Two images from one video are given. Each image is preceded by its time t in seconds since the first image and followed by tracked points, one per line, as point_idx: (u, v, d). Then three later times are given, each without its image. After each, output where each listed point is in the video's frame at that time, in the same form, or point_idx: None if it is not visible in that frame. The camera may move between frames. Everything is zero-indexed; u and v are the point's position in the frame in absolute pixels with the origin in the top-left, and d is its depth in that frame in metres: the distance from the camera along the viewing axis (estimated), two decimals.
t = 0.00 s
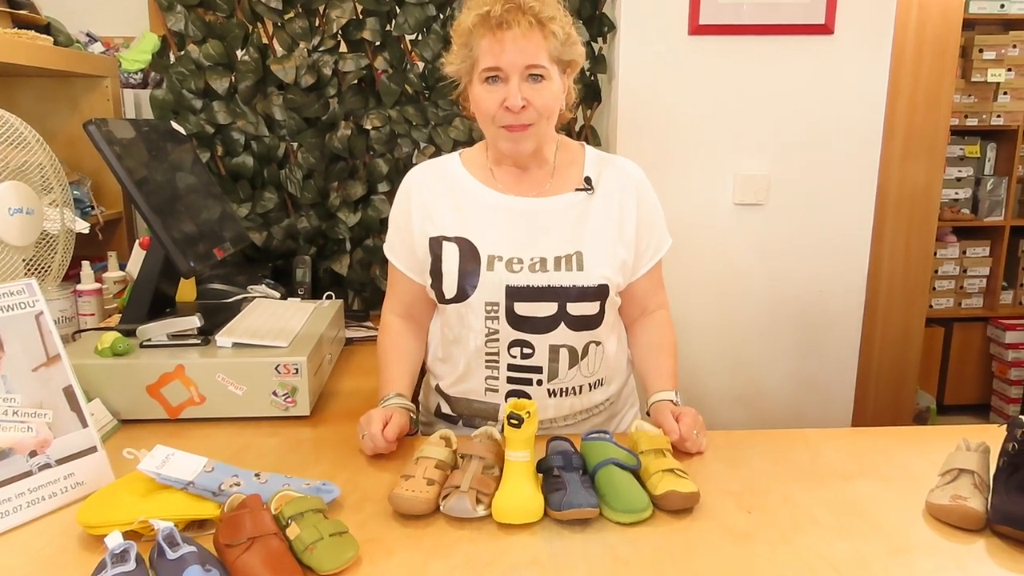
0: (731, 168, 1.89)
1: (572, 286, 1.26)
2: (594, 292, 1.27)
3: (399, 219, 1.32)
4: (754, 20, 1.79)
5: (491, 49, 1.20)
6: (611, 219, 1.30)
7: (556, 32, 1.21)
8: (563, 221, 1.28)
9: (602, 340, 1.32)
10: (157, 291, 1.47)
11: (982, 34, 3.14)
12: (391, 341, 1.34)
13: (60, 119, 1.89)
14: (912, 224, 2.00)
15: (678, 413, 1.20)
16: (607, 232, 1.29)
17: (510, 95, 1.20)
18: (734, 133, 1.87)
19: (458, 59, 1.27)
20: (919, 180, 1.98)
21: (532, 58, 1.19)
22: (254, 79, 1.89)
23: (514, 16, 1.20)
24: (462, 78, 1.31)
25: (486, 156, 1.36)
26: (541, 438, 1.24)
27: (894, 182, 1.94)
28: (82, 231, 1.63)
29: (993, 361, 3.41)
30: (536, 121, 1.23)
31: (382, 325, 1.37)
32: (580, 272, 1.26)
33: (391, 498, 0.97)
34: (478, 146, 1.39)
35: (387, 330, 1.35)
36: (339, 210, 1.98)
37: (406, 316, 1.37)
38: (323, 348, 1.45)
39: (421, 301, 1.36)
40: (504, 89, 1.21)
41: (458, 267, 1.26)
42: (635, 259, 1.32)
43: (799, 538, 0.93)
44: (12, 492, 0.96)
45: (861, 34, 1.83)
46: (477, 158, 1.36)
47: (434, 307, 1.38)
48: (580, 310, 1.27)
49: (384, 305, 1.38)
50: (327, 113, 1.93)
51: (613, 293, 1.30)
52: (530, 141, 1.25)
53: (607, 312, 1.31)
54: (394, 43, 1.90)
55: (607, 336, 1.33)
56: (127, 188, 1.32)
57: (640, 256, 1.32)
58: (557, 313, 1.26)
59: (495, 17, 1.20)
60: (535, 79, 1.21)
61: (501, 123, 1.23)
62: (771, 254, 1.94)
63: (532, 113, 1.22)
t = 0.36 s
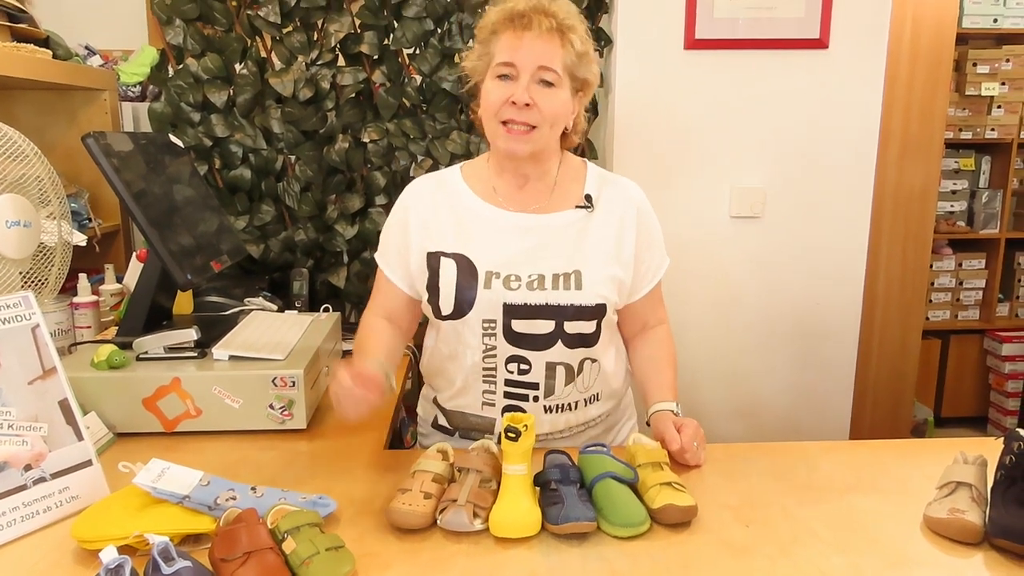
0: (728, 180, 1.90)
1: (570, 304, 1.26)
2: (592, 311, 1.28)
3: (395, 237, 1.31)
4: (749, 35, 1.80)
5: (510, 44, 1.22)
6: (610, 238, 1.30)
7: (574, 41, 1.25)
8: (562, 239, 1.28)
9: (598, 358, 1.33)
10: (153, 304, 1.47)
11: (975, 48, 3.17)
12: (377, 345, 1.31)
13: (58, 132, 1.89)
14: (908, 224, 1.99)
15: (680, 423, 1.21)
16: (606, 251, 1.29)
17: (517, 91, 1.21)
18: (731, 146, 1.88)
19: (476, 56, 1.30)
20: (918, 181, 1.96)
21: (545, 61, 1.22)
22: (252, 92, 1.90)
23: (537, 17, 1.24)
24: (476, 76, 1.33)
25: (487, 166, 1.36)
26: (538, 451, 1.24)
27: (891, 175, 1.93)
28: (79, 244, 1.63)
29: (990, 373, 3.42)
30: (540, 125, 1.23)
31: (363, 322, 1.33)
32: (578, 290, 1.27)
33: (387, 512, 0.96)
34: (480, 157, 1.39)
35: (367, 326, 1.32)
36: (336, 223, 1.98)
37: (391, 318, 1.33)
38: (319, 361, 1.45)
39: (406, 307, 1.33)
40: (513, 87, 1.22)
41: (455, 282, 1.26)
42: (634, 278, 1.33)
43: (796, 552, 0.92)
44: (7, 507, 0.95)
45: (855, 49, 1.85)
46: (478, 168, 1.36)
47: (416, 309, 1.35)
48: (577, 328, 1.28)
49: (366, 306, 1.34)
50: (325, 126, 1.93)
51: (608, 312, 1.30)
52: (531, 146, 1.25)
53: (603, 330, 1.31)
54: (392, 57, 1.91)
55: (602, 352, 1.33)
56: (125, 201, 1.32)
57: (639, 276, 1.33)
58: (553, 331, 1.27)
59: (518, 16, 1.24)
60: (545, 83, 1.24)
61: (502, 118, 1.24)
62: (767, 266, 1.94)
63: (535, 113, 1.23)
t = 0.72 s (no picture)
0: (725, 192, 1.90)
1: (587, 331, 1.26)
2: (602, 338, 1.28)
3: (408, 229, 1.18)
4: (746, 47, 1.81)
5: (564, 71, 1.21)
6: (625, 267, 1.31)
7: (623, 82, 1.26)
8: (580, 264, 1.28)
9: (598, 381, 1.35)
10: (151, 315, 1.47)
11: (970, 61, 3.19)
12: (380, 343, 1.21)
13: (57, 143, 1.89)
14: (907, 230, 1.98)
15: (679, 432, 1.21)
16: (621, 278, 1.30)
17: (562, 119, 1.20)
18: (728, 157, 1.88)
19: (523, 68, 1.28)
20: (914, 189, 1.95)
21: (596, 95, 1.21)
22: (251, 104, 1.90)
23: (598, 51, 1.24)
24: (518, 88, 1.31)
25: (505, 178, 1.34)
26: (535, 463, 1.23)
27: (889, 180, 1.93)
28: (77, 255, 1.63)
29: (988, 384, 3.41)
30: (576, 157, 1.22)
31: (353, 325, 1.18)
32: (595, 317, 1.26)
33: (385, 524, 0.96)
34: (501, 168, 1.36)
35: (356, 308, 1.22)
36: (334, 234, 1.98)
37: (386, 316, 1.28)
38: (317, 373, 1.45)
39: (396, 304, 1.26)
40: (560, 113, 1.21)
41: (475, 299, 1.24)
42: (640, 305, 1.35)
43: (795, 564, 0.92)
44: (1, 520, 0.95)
45: (851, 61, 1.86)
46: (497, 178, 1.34)
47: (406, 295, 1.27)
48: (589, 354, 1.28)
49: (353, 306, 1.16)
50: (324, 137, 1.94)
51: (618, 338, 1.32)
52: (561, 173, 1.23)
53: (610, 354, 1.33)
54: (390, 69, 1.92)
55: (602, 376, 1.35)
56: (123, 213, 1.32)
57: (643, 303, 1.36)
58: (567, 354, 1.26)
59: (581, 45, 1.24)
60: (590, 116, 1.22)
61: (541, 143, 1.22)
62: (765, 277, 1.95)
63: (576, 147, 1.21)
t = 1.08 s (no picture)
0: (724, 196, 1.90)
1: (608, 338, 1.27)
2: (621, 345, 1.29)
3: (419, 238, 1.19)
4: (744, 52, 1.82)
5: (572, 79, 1.22)
6: (635, 272, 1.33)
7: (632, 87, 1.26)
8: (595, 271, 1.29)
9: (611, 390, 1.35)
10: (149, 319, 1.46)
11: (967, 66, 3.20)
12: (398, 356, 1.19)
13: (55, 147, 1.89)
14: (904, 235, 1.98)
15: (679, 436, 1.22)
16: (633, 283, 1.31)
17: (573, 128, 1.20)
18: (726, 162, 1.88)
19: (530, 78, 1.28)
20: (912, 195, 1.96)
21: (605, 101, 1.22)
22: (249, 108, 1.91)
23: (606, 57, 1.24)
24: (524, 98, 1.32)
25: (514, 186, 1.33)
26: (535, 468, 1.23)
27: (884, 191, 1.94)
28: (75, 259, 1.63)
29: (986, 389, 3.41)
30: (587, 164, 1.22)
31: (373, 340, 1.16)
32: (615, 324, 1.27)
33: (383, 529, 0.96)
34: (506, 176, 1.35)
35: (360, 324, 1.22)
36: (333, 238, 1.98)
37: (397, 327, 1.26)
38: (314, 377, 1.44)
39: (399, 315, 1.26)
40: (570, 120, 1.21)
41: (501, 310, 1.21)
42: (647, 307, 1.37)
43: (794, 568, 0.92)
44: None
45: (849, 66, 1.86)
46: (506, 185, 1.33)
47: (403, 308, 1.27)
48: (608, 360, 1.28)
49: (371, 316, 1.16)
50: (322, 141, 1.94)
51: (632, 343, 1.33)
52: (570, 180, 1.23)
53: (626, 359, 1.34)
54: (389, 74, 1.92)
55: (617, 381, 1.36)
56: (122, 217, 1.32)
57: (649, 305, 1.38)
58: (588, 360, 1.27)
59: (586, 52, 1.23)
60: (600, 123, 1.22)
61: (550, 153, 1.22)
62: (764, 281, 1.95)
63: (588, 154, 1.21)
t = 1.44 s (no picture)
0: (722, 199, 1.91)
1: (594, 329, 1.27)
2: (612, 334, 1.28)
3: (413, 242, 1.21)
4: (742, 55, 1.82)
5: (534, 65, 1.24)
6: (624, 262, 1.33)
7: (594, 63, 1.28)
8: (580, 264, 1.29)
9: (611, 383, 1.34)
10: (147, 322, 1.46)
11: (965, 69, 3.20)
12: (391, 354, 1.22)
13: (53, 151, 1.89)
14: (902, 237, 1.98)
15: (676, 440, 1.21)
16: (620, 273, 1.31)
17: (543, 111, 1.22)
18: (723, 165, 1.89)
19: (492, 77, 1.30)
20: (909, 198, 1.96)
21: (568, 82, 1.24)
22: (248, 111, 1.91)
23: (562, 37, 1.26)
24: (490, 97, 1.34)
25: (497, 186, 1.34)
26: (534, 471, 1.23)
27: (883, 193, 1.94)
28: (73, 262, 1.63)
29: (984, 392, 3.42)
30: (563, 146, 1.24)
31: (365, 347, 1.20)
32: (600, 314, 1.27)
33: (381, 533, 0.96)
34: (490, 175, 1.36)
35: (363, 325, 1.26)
36: (331, 241, 1.98)
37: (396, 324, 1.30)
38: (313, 381, 1.44)
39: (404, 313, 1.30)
40: (538, 107, 1.23)
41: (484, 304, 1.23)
42: (640, 295, 1.36)
43: (792, 571, 0.92)
44: None
45: (847, 69, 1.87)
46: (489, 185, 1.34)
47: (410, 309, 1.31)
48: (597, 350, 1.28)
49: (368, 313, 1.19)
50: (321, 144, 1.94)
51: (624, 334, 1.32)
52: (552, 165, 1.25)
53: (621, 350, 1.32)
54: (387, 77, 1.93)
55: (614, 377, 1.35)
56: (120, 221, 1.32)
57: (644, 293, 1.37)
58: (577, 352, 1.26)
59: (543, 38, 1.26)
60: (567, 104, 1.25)
61: (526, 139, 1.24)
62: (762, 284, 1.95)
63: (561, 135, 1.23)
